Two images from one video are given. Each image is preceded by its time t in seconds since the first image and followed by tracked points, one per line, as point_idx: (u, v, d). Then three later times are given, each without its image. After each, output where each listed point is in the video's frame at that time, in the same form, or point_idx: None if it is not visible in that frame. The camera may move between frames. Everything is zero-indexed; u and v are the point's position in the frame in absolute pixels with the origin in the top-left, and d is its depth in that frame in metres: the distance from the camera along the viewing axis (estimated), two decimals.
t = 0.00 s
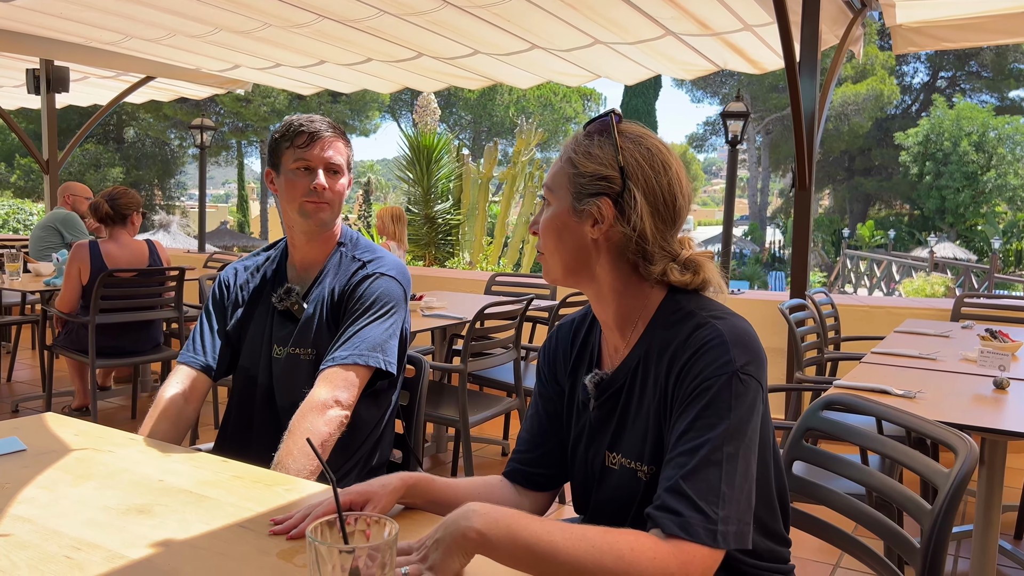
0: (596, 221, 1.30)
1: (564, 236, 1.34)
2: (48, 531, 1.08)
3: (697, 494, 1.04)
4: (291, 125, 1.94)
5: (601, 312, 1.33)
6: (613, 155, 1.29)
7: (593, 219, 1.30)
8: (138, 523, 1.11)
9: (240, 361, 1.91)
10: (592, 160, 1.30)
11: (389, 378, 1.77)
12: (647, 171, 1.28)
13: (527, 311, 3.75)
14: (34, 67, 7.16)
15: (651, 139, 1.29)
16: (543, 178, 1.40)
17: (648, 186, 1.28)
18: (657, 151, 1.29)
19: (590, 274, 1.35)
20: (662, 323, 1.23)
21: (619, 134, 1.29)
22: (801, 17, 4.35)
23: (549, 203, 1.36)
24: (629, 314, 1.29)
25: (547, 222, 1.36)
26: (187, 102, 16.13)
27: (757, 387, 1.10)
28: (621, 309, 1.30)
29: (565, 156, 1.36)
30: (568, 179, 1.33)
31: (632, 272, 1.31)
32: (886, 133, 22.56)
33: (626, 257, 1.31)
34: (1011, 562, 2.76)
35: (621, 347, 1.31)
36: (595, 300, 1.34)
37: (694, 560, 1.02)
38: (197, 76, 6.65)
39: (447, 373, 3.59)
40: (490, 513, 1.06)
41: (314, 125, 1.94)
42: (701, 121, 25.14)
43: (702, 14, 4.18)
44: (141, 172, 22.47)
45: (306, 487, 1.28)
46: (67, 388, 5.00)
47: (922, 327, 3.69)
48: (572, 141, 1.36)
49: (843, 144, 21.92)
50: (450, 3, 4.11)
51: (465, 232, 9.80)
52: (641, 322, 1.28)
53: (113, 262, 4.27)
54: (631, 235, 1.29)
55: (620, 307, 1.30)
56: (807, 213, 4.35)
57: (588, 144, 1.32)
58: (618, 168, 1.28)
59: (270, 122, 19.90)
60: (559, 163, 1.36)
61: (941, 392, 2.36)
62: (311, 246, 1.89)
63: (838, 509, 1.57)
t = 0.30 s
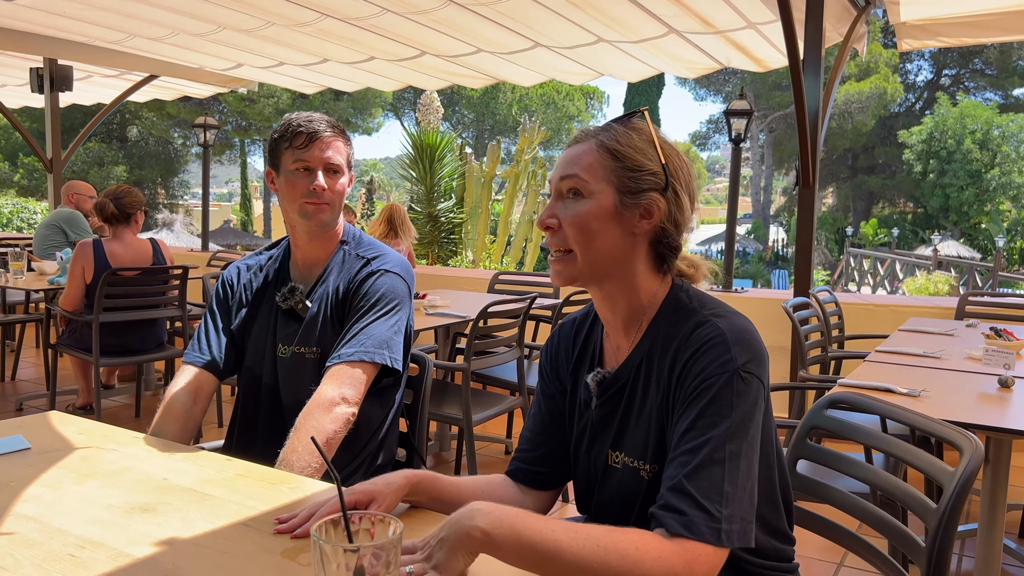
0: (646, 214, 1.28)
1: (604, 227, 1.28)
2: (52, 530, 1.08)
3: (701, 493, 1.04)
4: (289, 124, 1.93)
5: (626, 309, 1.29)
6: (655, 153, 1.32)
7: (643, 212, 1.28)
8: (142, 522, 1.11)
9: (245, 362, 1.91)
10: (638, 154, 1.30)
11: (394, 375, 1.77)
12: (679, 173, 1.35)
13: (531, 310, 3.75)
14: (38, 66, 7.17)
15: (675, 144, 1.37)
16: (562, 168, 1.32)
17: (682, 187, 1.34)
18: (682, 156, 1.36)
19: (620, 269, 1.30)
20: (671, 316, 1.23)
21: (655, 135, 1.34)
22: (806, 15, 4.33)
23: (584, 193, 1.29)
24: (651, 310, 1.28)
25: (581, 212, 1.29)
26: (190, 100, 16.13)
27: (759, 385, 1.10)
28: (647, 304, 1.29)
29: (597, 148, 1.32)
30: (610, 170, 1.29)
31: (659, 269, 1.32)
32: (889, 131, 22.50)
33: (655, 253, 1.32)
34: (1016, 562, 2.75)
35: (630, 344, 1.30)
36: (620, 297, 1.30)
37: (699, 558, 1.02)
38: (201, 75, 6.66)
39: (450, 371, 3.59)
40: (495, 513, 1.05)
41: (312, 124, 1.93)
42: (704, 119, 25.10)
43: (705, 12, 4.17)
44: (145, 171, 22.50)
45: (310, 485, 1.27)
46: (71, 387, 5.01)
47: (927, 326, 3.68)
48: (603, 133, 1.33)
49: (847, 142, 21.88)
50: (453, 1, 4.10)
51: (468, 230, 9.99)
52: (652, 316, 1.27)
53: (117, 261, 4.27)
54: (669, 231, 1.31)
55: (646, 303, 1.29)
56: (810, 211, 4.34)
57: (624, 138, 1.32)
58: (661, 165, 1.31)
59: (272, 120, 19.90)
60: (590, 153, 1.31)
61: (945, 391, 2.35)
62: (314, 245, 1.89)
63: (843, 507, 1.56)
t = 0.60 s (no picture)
0: (659, 213, 1.28)
1: (619, 226, 1.27)
2: (59, 529, 1.08)
3: (707, 492, 1.04)
4: (292, 124, 1.93)
5: (637, 308, 1.29)
6: (664, 151, 1.32)
7: (657, 210, 1.28)
8: (148, 520, 1.11)
9: (250, 362, 1.91)
10: (649, 152, 1.30)
11: (398, 377, 1.77)
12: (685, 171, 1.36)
13: (534, 309, 3.75)
14: (42, 65, 7.18)
15: (679, 144, 1.37)
16: (574, 167, 1.29)
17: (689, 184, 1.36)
18: (687, 155, 1.38)
19: (631, 268, 1.28)
20: (677, 313, 1.23)
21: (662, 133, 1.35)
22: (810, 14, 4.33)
23: (598, 192, 1.27)
24: (659, 308, 1.28)
25: (596, 212, 1.26)
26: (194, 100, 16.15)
27: (764, 384, 1.10)
28: (657, 303, 1.28)
29: (609, 146, 1.30)
30: (624, 168, 1.28)
31: (668, 266, 1.32)
32: (893, 130, 22.46)
33: (665, 251, 1.32)
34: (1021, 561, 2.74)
35: (637, 343, 1.30)
36: (632, 296, 1.29)
37: (705, 558, 1.01)
38: (205, 74, 6.67)
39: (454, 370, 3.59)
40: (501, 512, 1.05)
41: (315, 123, 1.93)
42: (707, 118, 25.07)
43: (709, 11, 4.17)
44: (148, 170, 22.53)
45: (316, 484, 1.27)
46: (75, 386, 5.01)
47: (933, 325, 3.67)
48: (613, 131, 1.31)
49: (851, 141, 21.83)
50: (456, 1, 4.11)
51: (472, 229, 9.74)
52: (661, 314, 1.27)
53: (121, 260, 4.28)
54: (680, 228, 1.31)
55: (656, 302, 1.28)
56: (814, 210, 4.33)
57: (635, 136, 1.31)
58: (671, 164, 1.32)
59: (276, 119, 19.94)
60: (602, 151, 1.29)
61: (950, 390, 2.34)
62: (317, 245, 1.89)
63: (848, 506, 1.56)
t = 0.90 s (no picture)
0: (658, 212, 1.28)
1: (617, 226, 1.27)
2: (65, 527, 1.08)
3: (714, 491, 1.03)
4: (296, 123, 1.94)
5: (638, 307, 1.29)
6: (665, 150, 1.32)
7: (657, 209, 1.28)
8: (154, 519, 1.11)
9: (255, 362, 1.90)
10: (648, 151, 1.30)
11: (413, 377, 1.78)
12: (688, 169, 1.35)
13: (538, 309, 3.75)
14: (47, 65, 7.19)
15: (682, 142, 1.37)
16: (574, 168, 1.30)
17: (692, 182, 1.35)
18: (690, 153, 1.37)
19: (630, 268, 1.29)
20: (681, 312, 1.23)
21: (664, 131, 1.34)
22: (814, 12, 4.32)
23: (596, 192, 1.27)
24: (661, 308, 1.28)
25: (595, 212, 1.27)
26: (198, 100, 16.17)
27: (771, 383, 1.09)
28: (658, 302, 1.28)
29: (608, 146, 1.30)
30: (622, 168, 1.28)
31: (670, 265, 1.31)
32: (897, 130, 22.40)
33: (666, 250, 1.31)
34: None
35: (641, 343, 1.30)
36: (633, 295, 1.29)
37: (712, 557, 1.01)
38: (208, 73, 6.67)
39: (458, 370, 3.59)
40: (509, 510, 1.05)
41: (319, 121, 1.94)
42: (711, 118, 25.03)
43: (713, 10, 4.16)
44: (152, 170, 22.56)
45: (321, 484, 1.27)
46: (79, 385, 5.02)
47: (938, 325, 3.65)
48: (612, 130, 1.31)
49: (855, 141, 21.79)
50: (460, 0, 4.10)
51: (474, 229, 9.92)
52: (664, 313, 1.27)
53: (125, 259, 4.29)
54: (682, 227, 1.31)
55: (658, 300, 1.28)
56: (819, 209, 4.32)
57: (635, 135, 1.31)
58: (672, 162, 1.31)
59: (279, 119, 19.97)
60: (602, 152, 1.30)
61: (956, 390, 2.33)
62: (323, 243, 1.89)
63: (853, 505, 1.56)
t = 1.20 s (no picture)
0: (658, 213, 1.27)
1: (617, 227, 1.27)
2: (69, 527, 1.08)
3: (717, 490, 1.03)
4: (298, 123, 1.93)
5: (640, 308, 1.28)
6: (668, 151, 1.31)
7: (655, 210, 1.27)
8: (158, 519, 1.11)
9: (260, 364, 1.91)
10: (650, 152, 1.29)
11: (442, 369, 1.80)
12: (693, 171, 1.34)
13: (542, 309, 3.74)
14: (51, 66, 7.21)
15: (687, 143, 1.36)
16: (575, 168, 1.31)
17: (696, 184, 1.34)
18: (695, 154, 1.36)
19: (630, 269, 1.29)
20: (683, 313, 1.22)
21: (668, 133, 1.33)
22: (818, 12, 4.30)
23: (595, 192, 1.28)
24: (663, 309, 1.27)
25: (594, 212, 1.27)
26: (202, 100, 16.20)
27: (775, 382, 1.09)
28: (660, 303, 1.28)
29: (609, 146, 1.30)
30: (622, 168, 1.28)
31: (673, 266, 1.31)
32: (901, 130, 22.33)
33: (668, 252, 1.31)
34: None
35: (643, 345, 1.29)
36: (634, 296, 1.29)
37: (715, 557, 1.01)
38: (212, 74, 6.68)
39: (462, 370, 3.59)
40: (519, 498, 1.03)
41: (322, 122, 1.94)
42: (714, 118, 24.99)
43: (717, 10, 4.15)
44: (156, 170, 22.59)
45: (325, 484, 1.27)
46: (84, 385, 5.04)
47: (943, 326, 3.64)
48: (615, 130, 1.31)
49: (859, 141, 21.73)
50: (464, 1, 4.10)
51: (478, 229, 9.74)
52: (665, 315, 1.26)
53: (129, 259, 4.29)
54: (682, 229, 1.30)
55: (660, 301, 1.28)
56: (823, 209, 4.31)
57: (638, 136, 1.30)
58: (674, 164, 1.30)
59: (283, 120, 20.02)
60: (603, 152, 1.30)
61: (961, 391, 2.33)
62: (326, 245, 1.89)
63: (858, 506, 1.55)
